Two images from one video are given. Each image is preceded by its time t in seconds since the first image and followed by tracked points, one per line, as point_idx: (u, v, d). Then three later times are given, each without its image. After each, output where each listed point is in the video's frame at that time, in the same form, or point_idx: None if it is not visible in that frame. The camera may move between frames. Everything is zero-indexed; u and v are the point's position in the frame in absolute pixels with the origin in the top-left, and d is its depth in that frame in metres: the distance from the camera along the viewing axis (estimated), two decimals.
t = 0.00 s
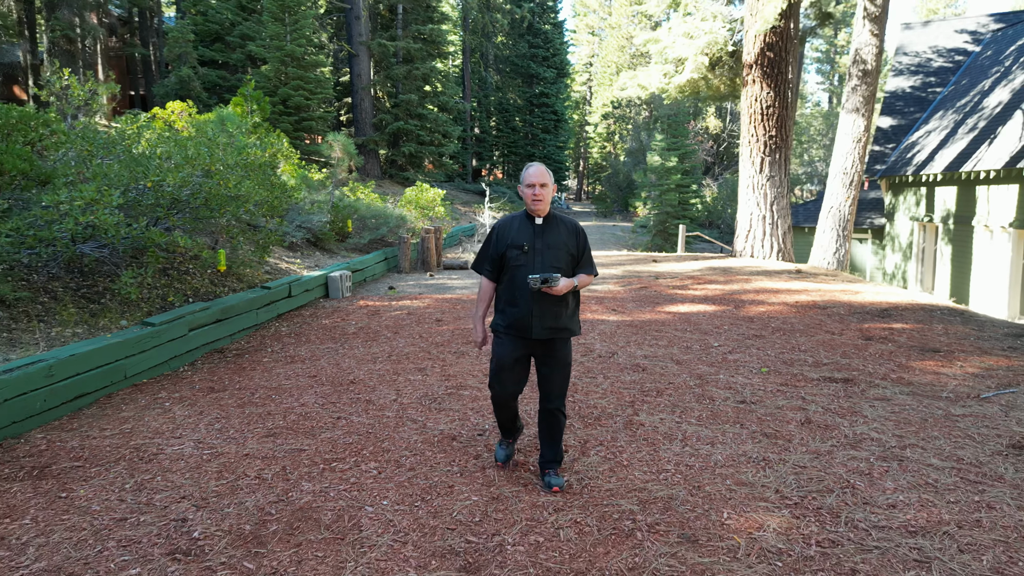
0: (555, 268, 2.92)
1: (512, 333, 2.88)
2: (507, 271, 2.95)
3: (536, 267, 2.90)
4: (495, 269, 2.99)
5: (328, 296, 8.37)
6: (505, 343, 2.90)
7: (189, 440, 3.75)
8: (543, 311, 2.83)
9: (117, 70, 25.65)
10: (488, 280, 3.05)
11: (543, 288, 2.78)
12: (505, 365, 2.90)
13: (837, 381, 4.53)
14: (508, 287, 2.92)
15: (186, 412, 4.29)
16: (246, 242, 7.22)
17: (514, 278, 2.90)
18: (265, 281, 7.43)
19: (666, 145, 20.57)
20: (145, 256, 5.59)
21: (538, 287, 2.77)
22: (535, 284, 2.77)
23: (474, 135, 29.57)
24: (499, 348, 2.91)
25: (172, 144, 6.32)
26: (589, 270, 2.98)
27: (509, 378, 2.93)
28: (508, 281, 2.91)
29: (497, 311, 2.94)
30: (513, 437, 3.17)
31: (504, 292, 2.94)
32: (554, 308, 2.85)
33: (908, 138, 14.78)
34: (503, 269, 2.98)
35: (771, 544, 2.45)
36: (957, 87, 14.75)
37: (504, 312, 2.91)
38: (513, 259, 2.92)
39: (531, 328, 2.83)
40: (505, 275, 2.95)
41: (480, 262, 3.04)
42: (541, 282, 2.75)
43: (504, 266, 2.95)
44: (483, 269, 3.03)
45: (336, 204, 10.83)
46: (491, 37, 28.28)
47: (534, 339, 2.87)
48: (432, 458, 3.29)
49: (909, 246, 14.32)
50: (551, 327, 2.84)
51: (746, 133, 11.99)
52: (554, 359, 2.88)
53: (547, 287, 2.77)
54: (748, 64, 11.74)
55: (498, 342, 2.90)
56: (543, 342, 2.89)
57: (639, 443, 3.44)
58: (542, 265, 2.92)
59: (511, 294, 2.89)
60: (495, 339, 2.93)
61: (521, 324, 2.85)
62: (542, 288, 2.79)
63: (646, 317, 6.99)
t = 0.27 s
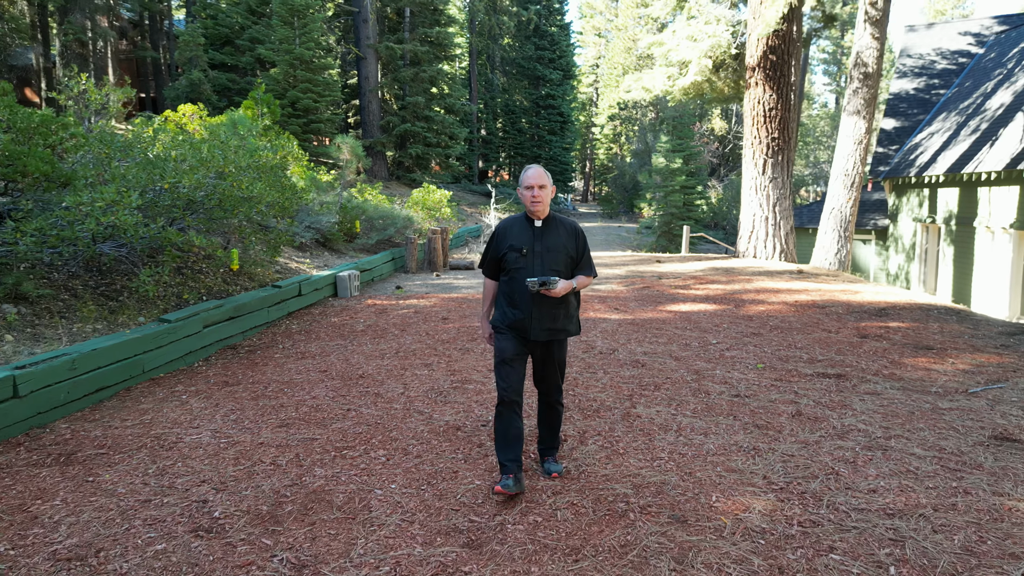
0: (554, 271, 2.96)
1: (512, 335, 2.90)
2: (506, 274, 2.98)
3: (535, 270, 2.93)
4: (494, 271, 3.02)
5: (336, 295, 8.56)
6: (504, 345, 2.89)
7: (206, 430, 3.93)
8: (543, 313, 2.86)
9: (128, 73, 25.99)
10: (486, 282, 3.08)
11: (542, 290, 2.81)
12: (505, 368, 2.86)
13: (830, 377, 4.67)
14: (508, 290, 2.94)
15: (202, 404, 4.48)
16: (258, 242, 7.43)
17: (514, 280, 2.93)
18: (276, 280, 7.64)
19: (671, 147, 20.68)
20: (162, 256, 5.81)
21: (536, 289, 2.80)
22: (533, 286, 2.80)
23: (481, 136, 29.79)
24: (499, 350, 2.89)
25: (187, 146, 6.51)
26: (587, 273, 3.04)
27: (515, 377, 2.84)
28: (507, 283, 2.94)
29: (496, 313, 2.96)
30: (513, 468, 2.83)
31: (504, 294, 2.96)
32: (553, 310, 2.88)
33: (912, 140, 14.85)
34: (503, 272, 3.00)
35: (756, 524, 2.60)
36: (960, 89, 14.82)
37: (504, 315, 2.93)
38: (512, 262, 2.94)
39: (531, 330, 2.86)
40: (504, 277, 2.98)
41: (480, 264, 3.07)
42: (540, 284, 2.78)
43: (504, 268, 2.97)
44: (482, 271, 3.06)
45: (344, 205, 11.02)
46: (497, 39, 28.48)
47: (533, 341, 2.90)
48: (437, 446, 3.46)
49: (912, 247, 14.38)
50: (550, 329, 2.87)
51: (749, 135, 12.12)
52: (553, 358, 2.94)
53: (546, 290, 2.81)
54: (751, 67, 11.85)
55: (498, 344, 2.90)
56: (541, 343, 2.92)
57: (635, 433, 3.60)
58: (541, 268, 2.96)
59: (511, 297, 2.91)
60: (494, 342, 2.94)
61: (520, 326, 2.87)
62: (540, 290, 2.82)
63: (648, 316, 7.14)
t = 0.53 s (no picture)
0: (541, 275, 3.02)
1: (502, 343, 2.93)
2: (494, 281, 3.02)
3: (523, 276, 2.98)
4: (481, 279, 3.05)
5: (342, 295, 8.73)
6: (496, 353, 2.92)
7: (219, 423, 4.09)
8: (533, 318, 2.92)
9: (134, 75, 26.22)
10: (474, 291, 3.10)
11: (531, 295, 2.87)
12: (498, 374, 2.90)
13: (822, 373, 4.82)
14: (497, 297, 2.98)
15: (215, 398, 4.64)
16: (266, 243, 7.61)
17: (503, 287, 2.97)
18: (283, 280, 7.81)
19: (673, 149, 20.82)
20: (174, 256, 5.99)
21: (526, 293, 2.86)
22: (523, 291, 2.85)
23: (484, 138, 29.94)
24: (488, 359, 2.91)
25: (197, 149, 6.67)
26: (574, 276, 3.11)
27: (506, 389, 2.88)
28: (496, 291, 2.97)
29: (486, 322, 2.98)
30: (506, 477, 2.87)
31: (492, 302, 3.00)
32: (543, 315, 2.94)
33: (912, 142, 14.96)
34: (490, 279, 3.04)
35: (742, 508, 2.75)
36: (960, 92, 14.95)
37: (493, 323, 2.96)
38: (500, 269, 2.99)
39: (522, 336, 2.91)
40: (492, 285, 3.01)
41: (466, 273, 3.09)
42: (530, 289, 2.84)
43: (491, 276, 3.01)
44: (468, 281, 3.08)
45: (349, 207, 11.20)
46: (501, 41, 28.65)
47: (523, 347, 2.95)
48: (441, 437, 3.62)
49: (912, 249, 14.50)
50: (541, 334, 2.93)
51: (749, 137, 12.25)
52: (545, 362, 3.00)
53: (535, 295, 2.87)
54: (751, 70, 11.98)
55: (488, 352, 2.93)
56: (532, 348, 2.98)
57: (631, 425, 3.76)
58: (528, 273, 3.01)
59: (500, 304, 2.95)
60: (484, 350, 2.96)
61: (510, 333, 2.91)
62: (530, 295, 2.88)
63: (647, 315, 7.29)
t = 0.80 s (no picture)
0: (527, 270, 3.03)
1: (489, 337, 2.95)
2: (479, 275, 3.03)
3: (508, 270, 2.99)
4: (467, 275, 3.07)
5: (345, 294, 8.88)
6: (483, 347, 2.95)
7: (229, 416, 4.25)
8: (519, 312, 2.93)
9: (137, 77, 26.40)
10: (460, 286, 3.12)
11: (517, 289, 2.90)
12: (488, 370, 2.96)
13: (811, 368, 4.98)
14: (482, 291, 2.99)
15: (223, 393, 4.79)
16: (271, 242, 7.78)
17: (488, 281, 2.98)
18: (287, 279, 7.97)
19: (672, 150, 20.97)
20: (180, 255, 6.16)
21: (512, 287, 2.89)
22: (509, 284, 2.88)
23: (485, 139, 30.07)
24: (477, 354, 2.97)
25: (202, 150, 6.81)
26: (559, 271, 3.12)
27: (495, 386, 2.95)
28: (481, 285, 2.99)
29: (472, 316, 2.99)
30: (503, 465, 3.01)
31: (478, 296, 3.01)
32: (529, 308, 2.94)
33: (908, 143, 15.10)
34: (476, 274, 3.06)
35: (729, 493, 2.90)
36: (956, 93, 15.11)
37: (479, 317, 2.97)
38: (485, 264, 3.01)
39: (507, 330, 2.91)
40: (478, 280, 3.03)
41: (451, 269, 3.11)
42: (516, 283, 2.87)
43: (477, 271, 3.03)
44: (452, 277, 3.09)
45: (351, 208, 11.36)
46: (501, 43, 28.79)
47: (509, 341, 2.95)
48: (442, 429, 3.77)
49: (908, 249, 14.64)
50: (527, 328, 2.93)
51: (746, 138, 12.39)
52: (531, 358, 2.97)
53: (520, 288, 2.89)
54: (748, 72, 12.13)
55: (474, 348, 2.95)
56: (518, 343, 2.98)
57: (625, 417, 3.91)
58: (514, 267, 3.02)
59: (486, 299, 2.96)
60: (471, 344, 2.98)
61: (496, 326, 2.93)
62: (515, 289, 2.90)
63: (644, 314, 7.44)
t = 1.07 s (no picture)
0: (523, 273, 3.01)
1: (483, 339, 2.96)
2: (476, 277, 3.03)
3: (503, 273, 2.99)
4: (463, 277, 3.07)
5: (349, 292, 9.02)
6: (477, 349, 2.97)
7: (239, 408, 4.40)
8: (512, 315, 2.91)
9: (141, 77, 26.61)
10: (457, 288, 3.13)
11: (513, 293, 2.88)
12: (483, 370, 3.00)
13: (805, 364, 5.11)
14: (478, 293, 3.00)
15: (233, 387, 4.94)
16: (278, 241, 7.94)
17: (484, 283, 2.98)
18: (293, 278, 8.12)
19: (673, 150, 21.08)
20: (191, 254, 6.33)
21: (508, 291, 2.87)
22: (505, 288, 2.87)
23: (486, 139, 30.23)
24: (475, 354, 3.00)
25: (209, 150, 6.96)
26: (557, 274, 3.08)
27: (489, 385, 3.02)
28: (477, 288, 3.00)
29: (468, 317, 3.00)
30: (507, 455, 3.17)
31: (473, 297, 3.02)
32: (523, 312, 2.92)
33: (908, 143, 15.20)
34: (472, 276, 3.06)
35: (720, 480, 3.04)
36: (955, 94, 15.23)
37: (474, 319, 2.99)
38: (481, 266, 3.00)
39: (501, 332, 2.90)
40: (474, 282, 3.03)
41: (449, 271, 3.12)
42: (512, 286, 2.86)
43: (472, 273, 3.03)
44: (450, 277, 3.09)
45: (355, 207, 11.50)
46: (503, 43, 28.92)
47: (503, 344, 2.95)
48: (445, 420, 3.92)
49: (907, 248, 14.76)
50: (520, 331, 2.92)
51: (746, 139, 12.51)
52: (524, 362, 2.95)
53: (514, 292, 2.88)
54: (748, 73, 12.25)
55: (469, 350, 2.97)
56: (512, 346, 2.97)
57: (622, 409, 4.05)
58: (510, 271, 3.01)
59: (481, 301, 2.97)
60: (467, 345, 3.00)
61: (490, 329, 2.93)
62: (510, 293, 2.89)
63: (643, 312, 7.57)
